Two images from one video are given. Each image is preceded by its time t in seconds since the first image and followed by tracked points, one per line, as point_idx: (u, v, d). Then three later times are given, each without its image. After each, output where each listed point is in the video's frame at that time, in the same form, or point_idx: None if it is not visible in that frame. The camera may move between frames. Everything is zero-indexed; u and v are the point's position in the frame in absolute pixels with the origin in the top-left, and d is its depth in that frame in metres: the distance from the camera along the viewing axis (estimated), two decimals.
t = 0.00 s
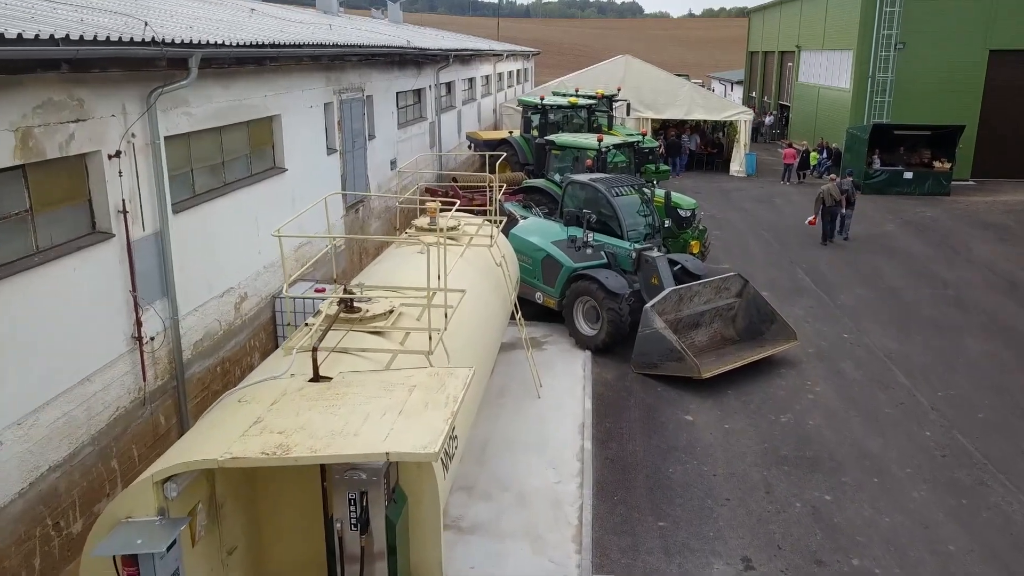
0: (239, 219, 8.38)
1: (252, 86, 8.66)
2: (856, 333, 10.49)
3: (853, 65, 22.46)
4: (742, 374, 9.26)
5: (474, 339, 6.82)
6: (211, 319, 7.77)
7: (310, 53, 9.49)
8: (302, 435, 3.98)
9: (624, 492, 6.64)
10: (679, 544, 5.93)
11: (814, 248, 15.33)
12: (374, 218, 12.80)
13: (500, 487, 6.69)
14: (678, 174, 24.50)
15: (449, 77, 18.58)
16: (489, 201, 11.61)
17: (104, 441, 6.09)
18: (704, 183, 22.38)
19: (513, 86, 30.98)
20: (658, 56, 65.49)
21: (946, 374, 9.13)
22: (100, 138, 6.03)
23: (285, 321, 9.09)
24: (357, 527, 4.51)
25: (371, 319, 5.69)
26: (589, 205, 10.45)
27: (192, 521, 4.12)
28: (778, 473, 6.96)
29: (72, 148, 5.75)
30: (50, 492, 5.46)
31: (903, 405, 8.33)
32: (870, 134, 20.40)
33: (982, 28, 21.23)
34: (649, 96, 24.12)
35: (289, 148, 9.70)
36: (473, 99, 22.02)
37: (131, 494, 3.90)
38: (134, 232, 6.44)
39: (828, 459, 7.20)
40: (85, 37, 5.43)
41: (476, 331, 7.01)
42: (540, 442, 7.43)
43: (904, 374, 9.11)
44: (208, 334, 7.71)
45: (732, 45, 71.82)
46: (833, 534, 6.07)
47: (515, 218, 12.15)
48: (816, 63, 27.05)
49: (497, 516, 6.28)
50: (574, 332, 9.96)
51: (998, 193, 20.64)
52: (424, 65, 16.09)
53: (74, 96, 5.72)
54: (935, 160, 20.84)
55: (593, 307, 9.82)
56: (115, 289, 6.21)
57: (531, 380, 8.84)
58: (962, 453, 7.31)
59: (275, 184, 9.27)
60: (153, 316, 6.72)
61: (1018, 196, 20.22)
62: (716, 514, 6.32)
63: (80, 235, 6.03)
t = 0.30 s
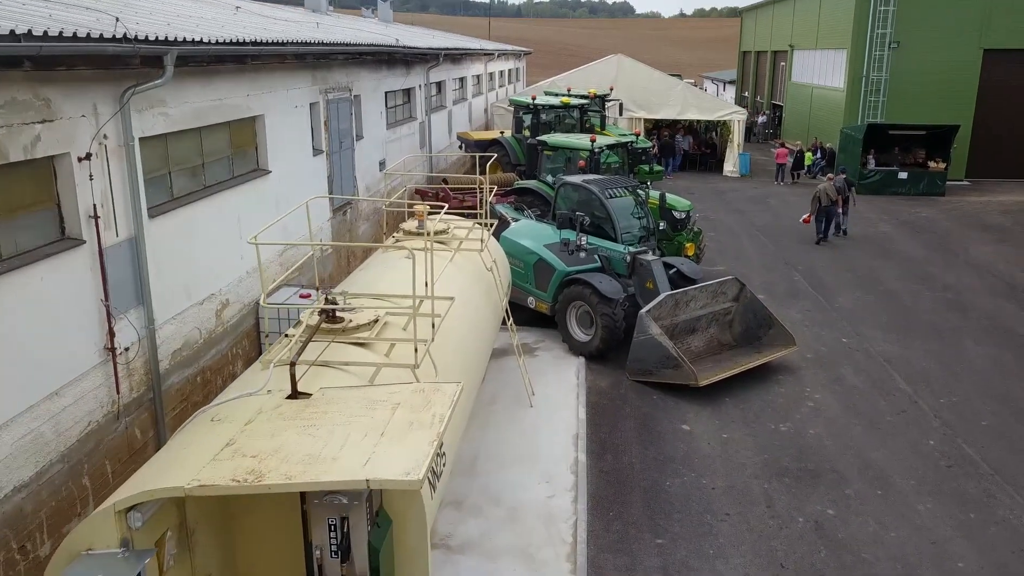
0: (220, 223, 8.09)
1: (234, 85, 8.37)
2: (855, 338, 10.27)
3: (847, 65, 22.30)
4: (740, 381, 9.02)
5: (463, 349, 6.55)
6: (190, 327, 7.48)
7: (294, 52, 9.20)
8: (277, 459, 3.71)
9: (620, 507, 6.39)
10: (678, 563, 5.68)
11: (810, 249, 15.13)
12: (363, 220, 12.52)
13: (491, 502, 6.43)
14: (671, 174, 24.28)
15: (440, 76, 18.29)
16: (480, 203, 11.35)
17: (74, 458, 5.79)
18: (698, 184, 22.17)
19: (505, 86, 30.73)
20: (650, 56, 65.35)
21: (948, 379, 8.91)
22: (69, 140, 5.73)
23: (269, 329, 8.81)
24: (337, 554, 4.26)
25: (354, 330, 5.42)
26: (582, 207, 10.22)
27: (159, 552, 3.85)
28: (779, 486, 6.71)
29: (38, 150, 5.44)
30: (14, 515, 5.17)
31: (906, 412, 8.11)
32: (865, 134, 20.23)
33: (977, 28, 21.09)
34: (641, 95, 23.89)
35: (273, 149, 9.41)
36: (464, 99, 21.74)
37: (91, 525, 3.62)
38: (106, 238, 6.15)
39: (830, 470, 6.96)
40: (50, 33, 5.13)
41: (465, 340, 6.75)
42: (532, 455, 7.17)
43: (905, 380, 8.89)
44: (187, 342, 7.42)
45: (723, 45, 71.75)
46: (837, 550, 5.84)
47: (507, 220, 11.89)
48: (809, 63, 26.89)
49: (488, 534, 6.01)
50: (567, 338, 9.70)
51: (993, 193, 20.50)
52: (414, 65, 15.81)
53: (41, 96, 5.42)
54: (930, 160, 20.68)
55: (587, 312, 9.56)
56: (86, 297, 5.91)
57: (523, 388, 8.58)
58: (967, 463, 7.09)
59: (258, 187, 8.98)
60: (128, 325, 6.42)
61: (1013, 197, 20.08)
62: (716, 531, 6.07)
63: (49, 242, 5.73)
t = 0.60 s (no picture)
0: (200, 227, 7.81)
1: (215, 85, 8.10)
2: (853, 342, 10.07)
3: (840, 64, 22.13)
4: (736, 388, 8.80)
5: (451, 359, 6.31)
6: (168, 336, 7.19)
7: (278, 50, 8.93)
8: (249, 486, 3.45)
9: (616, 523, 6.14)
10: None
11: (805, 251, 14.95)
12: (350, 223, 12.25)
13: (482, 519, 6.18)
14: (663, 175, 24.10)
15: (429, 76, 18.04)
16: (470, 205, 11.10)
17: (43, 478, 5.51)
18: (690, 185, 21.99)
19: (495, 86, 30.48)
20: (641, 56, 65.24)
21: (948, 385, 8.72)
22: (37, 142, 5.45)
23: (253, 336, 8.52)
24: None
25: (336, 341, 5.17)
26: (574, 209, 9.99)
27: None
28: (780, 499, 6.49)
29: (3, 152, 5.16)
30: None
31: (907, 419, 7.91)
32: (858, 134, 20.09)
33: (970, 27, 20.99)
34: (633, 95, 23.70)
35: (256, 151, 9.15)
36: (454, 100, 21.48)
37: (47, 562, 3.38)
38: (76, 243, 5.87)
39: (832, 481, 6.74)
40: (13, 29, 4.85)
41: (454, 349, 6.50)
42: (524, 467, 6.92)
43: (905, 386, 8.70)
44: (164, 352, 7.14)
45: (714, 45, 71.74)
46: (841, 567, 5.62)
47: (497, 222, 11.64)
48: (801, 63, 26.78)
49: (478, 552, 5.76)
50: (560, 344, 9.45)
51: (986, 194, 20.40)
52: (403, 64, 15.55)
53: (4, 96, 5.14)
54: (923, 160, 20.55)
55: (580, 317, 9.32)
56: (55, 306, 5.63)
57: (514, 396, 8.34)
58: (972, 473, 6.89)
59: (241, 189, 8.72)
60: (101, 335, 6.15)
61: (1007, 197, 19.98)
62: (716, 547, 5.84)
63: (16, 249, 5.45)
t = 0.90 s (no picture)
0: (180, 232, 7.55)
1: (196, 84, 7.84)
2: (851, 346, 9.89)
3: (832, 64, 22.02)
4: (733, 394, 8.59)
5: (440, 370, 6.07)
6: (147, 345, 6.93)
7: (261, 49, 8.67)
8: (221, 516, 3.21)
9: (612, 539, 5.93)
10: None
11: (800, 253, 14.78)
12: (337, 226, 12.00)
13: (472, 535, 5.95)
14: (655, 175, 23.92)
15: (418, 76, 17.78)
16: (460, 207, 10.87)
17: (11, 498, 5.24)
18: (682, 186, 21.82)
19: (485, 85, 30.22)
20: (632, 57, 65.12)
21: (949, 391, 8.55)
22: (4, 144, 5.18)
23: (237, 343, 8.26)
24: None
25: (320, 353, 4.92)
26: (567, 212, 9.78)
27: None
28: (780, 511, 6.29)
29: None
30: None
31: (908, 427, 7.73)
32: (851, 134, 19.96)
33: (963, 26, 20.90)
34: (624, 95, 23.51)
35: (239, 152, 8.88)
36: (444, 100, 21.23)
37: None
38: (46, 250, 5.60)
39: (834, 493, 6.55)
40: None
41: (443, 360, 6.27)
42: (517, 480, 6.69)
43: (905, 392, 8.52)
44: (143, 362, 6.87)
45: (704, 45, 71.72)
46: None
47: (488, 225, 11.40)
48: (793, 63, 26.66)
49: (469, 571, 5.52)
50: (553, 350, 9.22)
51: (979, 194, 20.31)
52: (392, 64, 15.29)
53: None
54: (916, 161, 20.43)
55: (573, 323, 9.09)
56: (24, 317, 5.35)
57: (506, 405, 8.11)
58: (977, 484, 6.70)
59: (223, 192, 8.46)
60: (74, 346, 5.87)
61: (1000, 197, 19.89)
62: (716, 564, 5.63)
63: None
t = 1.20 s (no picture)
0: (159, 237, 7.29)
1: (175, 85, 7.58)
2: (847, 351, 9.74)
3: (823, 63, 21.92)
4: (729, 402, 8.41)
5: (428, 382, 5.85)
6: (124, 356, 6.67)
7: (243, 48, 8.42)
8: (192, 552, 2.98)
9: (607, 555, 5.72)
10: None
11: (793, 255, 14.65)
12: (323, 229, 11.76)
13: (463, 552, 5.74)
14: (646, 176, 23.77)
15: (406, 76, 17.55)
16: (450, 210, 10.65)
17: None
18: (674, 186, 21.67)
19: (474, 86, 30.01)
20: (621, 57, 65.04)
21: (948, 397, 8.40)
22: None
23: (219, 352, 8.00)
24: None
25: (302, 367, 4.70)
26: (559, 215, 9.58)
27: None
28: (780, 525, 6.11)
29: None
30: None
31: (908, 434, 7.56)
32: (843, 135, 19.86)
33: (953, 26, 20.84)
34: (615, 95, 23.34)
35: (222, 155, 8.64)
36: (433, 100, 20.98)
37: None
38: (15, 259, 5.33)
39: (835, 505, 6.37)
40: None
41: (431, 371, 6.05)
42: (508, 495, 6.48)
43: (903, 398, 8.36)
44: (120, 374, 6.61)
45: (693, 45, 71.72)
46: None
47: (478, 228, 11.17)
48: (783, 63, 26.59)
49: None
50: (545, 357, 9.01)
51: (970, 194, 20.25)
52: (380, 63, 15.05)
53: None
54: (908, 161, 20.32)
55: (565, 328, 8.88)
56: None
57: (497, 414, 7.89)
58: (980, 494, 6.54)
59: (205, 196, 8.21)
60: (45, 358, 5.61)
61: (991, 197, 19.84)
62: None
63: None
